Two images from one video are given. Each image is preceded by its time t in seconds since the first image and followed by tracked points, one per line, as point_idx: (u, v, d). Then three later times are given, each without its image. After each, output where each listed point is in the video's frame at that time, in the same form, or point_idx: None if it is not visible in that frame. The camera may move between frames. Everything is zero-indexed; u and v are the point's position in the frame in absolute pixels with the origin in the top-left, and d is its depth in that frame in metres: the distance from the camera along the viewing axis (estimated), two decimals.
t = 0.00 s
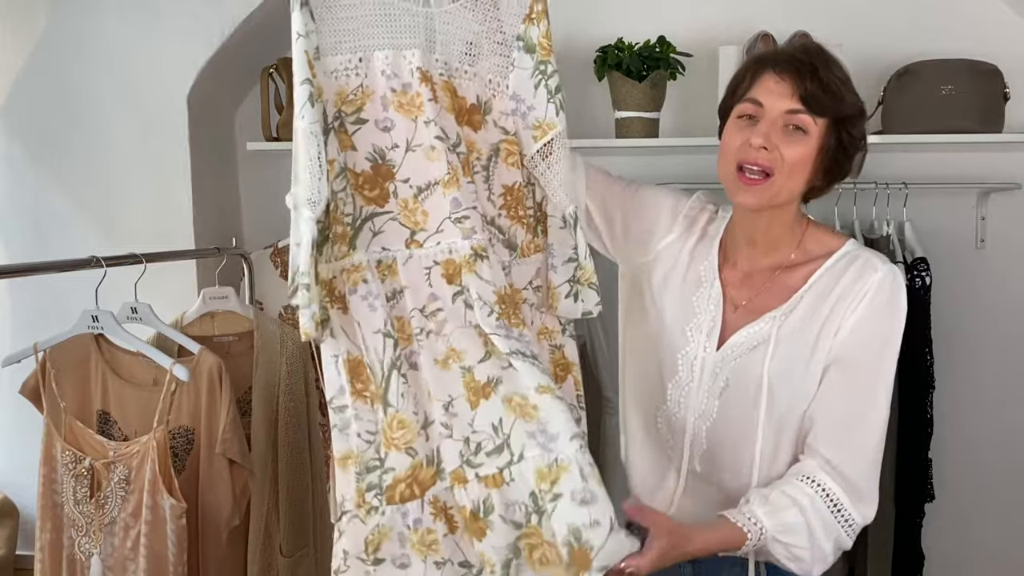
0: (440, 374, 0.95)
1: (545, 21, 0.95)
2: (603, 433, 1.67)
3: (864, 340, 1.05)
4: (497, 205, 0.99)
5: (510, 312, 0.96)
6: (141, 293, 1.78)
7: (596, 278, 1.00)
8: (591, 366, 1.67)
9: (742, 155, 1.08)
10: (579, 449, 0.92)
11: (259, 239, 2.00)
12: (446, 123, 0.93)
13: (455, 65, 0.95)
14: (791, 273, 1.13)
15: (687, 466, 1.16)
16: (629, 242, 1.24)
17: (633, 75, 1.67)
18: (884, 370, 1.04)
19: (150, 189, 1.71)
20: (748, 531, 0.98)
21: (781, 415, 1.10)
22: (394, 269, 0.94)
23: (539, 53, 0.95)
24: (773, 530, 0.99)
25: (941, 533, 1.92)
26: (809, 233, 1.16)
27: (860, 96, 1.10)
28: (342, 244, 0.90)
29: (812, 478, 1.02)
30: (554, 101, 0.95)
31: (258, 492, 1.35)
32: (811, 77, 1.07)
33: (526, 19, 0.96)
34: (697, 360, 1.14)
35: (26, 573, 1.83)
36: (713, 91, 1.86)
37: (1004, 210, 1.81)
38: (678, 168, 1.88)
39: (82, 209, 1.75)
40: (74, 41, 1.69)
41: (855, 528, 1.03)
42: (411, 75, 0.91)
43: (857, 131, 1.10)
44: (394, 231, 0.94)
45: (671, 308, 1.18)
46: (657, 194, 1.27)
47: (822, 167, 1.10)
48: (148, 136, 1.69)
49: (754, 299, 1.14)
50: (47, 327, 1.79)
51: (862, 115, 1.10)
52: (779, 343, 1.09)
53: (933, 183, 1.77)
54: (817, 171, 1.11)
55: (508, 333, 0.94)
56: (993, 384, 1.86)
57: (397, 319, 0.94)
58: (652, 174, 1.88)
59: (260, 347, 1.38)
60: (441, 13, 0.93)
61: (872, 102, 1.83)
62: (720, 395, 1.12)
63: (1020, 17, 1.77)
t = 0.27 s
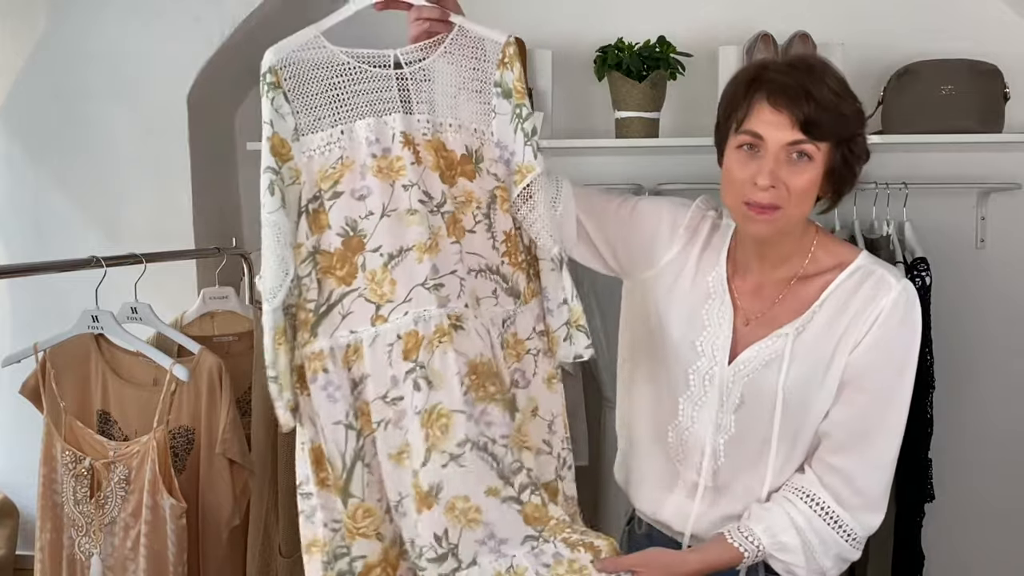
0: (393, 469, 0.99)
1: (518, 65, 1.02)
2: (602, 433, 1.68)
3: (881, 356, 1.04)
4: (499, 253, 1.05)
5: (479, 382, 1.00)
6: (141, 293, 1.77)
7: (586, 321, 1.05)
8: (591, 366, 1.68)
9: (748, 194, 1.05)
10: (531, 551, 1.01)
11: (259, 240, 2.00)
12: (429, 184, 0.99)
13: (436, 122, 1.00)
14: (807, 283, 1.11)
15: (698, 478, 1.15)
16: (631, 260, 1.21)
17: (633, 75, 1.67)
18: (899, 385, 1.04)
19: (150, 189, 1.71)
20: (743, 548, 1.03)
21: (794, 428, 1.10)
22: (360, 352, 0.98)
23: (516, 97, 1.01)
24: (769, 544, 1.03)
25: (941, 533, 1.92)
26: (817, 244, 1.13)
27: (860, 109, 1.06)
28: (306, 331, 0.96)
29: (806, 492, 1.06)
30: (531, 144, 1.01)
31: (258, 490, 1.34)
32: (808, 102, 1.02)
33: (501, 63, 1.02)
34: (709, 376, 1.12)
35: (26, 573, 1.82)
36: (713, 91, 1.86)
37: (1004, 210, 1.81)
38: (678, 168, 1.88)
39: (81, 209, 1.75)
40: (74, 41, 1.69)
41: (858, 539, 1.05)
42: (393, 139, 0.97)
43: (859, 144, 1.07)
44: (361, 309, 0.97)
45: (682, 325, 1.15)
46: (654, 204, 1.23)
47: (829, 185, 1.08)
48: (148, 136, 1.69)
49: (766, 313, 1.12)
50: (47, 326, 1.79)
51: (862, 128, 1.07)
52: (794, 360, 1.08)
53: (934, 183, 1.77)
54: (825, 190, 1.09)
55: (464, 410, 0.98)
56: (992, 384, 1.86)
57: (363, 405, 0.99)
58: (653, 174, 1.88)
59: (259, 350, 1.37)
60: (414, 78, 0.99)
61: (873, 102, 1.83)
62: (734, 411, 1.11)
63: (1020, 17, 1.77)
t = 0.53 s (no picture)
0: (397, 452, 1.03)
1: (517, 67, 1.03)
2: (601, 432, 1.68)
3: (881, 355, 1.04)
4: (473, 253, 1.06)
5: (492, 371, 1.04)
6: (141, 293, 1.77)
7: (537, 330, 1.08)
8: (591, 365, 1.69)
9: (752, 180, 1.04)
10: (537, 538, 1.03)
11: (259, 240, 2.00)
12: (421, 181, 1.01)
13: (433, 116, 1.02)
14: (807, 281, 1.12)
15: (697, 479, 1.14)
16: (631, 257, 1.20)
17: (633, 76, 1.67)
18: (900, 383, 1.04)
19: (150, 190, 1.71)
20: (745, 548, 1.02)
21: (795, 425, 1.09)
22: (350, 339, 1.00)
23: (511, 98, 1.02)
24: (770, 544, 1.02)
25: (941, 533, 1.92)
26: (818, 243, 1.14)
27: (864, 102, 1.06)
28: (291, 315, 0.97)
29: (807, 493, 1.04)
30: (517, 147, 1.02)
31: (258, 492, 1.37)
32: (815, 93, 1.02)
33: (500, 64, 1.03)
34: (708, 373, 1.12)
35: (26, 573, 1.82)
36: (713, 91, 1.86)
37: (1005, 210, 1.82)
38: (678, 169, 1.88)
39: (81, 209, 1.75)
40: (74, 41, 1.69)
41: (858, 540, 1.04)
42: (387, 132, 1.00)
43: (864, 136, 1.07)
44: (352, 297, 1.00)
45: (681, 323, 1.15)
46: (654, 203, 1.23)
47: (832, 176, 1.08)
48: (149, 136, 1.69)
49: (766, 310, 1.12)
50: (48, 327, 1.79)
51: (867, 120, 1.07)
52: (794, 357, 1.07)
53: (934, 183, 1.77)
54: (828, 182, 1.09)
55: (471, 401, 1.04)
56: (992, 384, 1.87)
57: (341, 395, 1.00)
58: (653, 174, 1.88)
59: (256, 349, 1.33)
60: (413, 69, 1.00)
61: (873, 102, 1.83)
62: (734, 408, 1.11)
63: (1020, 17, 1.77)
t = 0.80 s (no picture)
0: (394, 455, 1.03)
1: (520, 74, 1.03)
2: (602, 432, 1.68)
3: (881, 350, 1.04)
4: (488, 255, 1.06)
5: (492, 375, 1.04)
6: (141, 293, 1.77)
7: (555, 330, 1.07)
8: (591, 365, 1.69)
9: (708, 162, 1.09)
10: (537, 540, 1.03)
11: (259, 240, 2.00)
12: (428, 186, 1.01)
13: (442, 122, 1.01)
14: (806, 278, 1.12)
15: (695, 475, 1.13)
16: (634, 258, 1.20)
17: (633, 75, 1.67)
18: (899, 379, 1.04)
19: (150, 189, 1.71)
20: (745, 545, 1.02)
21: (795, 423, 1.09)
22: (356, 341, 1.01)
23: (515, 104, 1.03)
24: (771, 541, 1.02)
25: (941, 533, 1.92)
26: (818, 240, 1.14)
27: (843, 95, 1.02)
28: (307, 317, 0.97)
29: (807, 489, 1.04)
30: (524, 151, 1.02)
31: (258, 493, 1.35)
32: (770, 83, 1.03)
33: (503, 71, 1.03)
34: (708, 369, 1.12)
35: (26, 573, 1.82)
36: (713, 91, 1.86)
37: (1004, 210, 1.82)
38: (679, 169, 1.88)
39: (81, 209, 1.75)
40: (74, 41, 1.69)
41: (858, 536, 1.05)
42: (396, 138, 0.99)
43: (832, 130, 1.02)
44: (361, 299, 1.00)
45: (682, 321, 1.15)
46: (657, 204, 1.23)
47: (799, 171, 1.04)
48: (148, 136, 1.69)
49: (766, 305, 1.12)
50: (48, 327, 1.79)
51: (842, 115, 1.02)
52: (794, 352, 1.07)
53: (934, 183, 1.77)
54: (794, 176, 1.04)
55: (469, 404, 1.04)
56: (993, 384, 1.87)
57: (347, 393, 1.01)
58: (653, 174, 1.88)
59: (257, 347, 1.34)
60: (422, 75, 0.99)
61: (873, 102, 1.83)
62: (734, 404, 1.11)
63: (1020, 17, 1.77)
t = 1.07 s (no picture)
0: (408, 442, 1.02)
1: (532, 73, 1.02)
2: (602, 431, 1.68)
3: (883, 355, 1.02)
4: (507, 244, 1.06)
5: (512, 362, 1.04)
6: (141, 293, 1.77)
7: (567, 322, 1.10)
8: (591, 365, 1.69)
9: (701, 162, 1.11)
10: (528, 532, 1.05)
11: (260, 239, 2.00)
12: (447, 177, 1.01)
13: (457, 115, 1.01)
14: (810, 281, 1.10)
15: (689, 473, 1.13)
16: (642, 257, 1.21)
17: (633, 75, 1.67)
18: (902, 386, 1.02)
19: (150, 189, 1.71)
20: (727, 557, 1.00)
21: (795, 423, 1.08)
22: (380, 326, 1.00)
23: (527, 102, 1.02)
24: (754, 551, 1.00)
25: (941, 533, 1.92)
26: (827, 242, 1.13)
27: (817, 83, 1.01)
28: (329, 301, 0.95)
29: (790, 500, 1.02)
30: (536, 150, 1.03)
31: (258, 494, 1.36)
32: (742, 80, 1.06)
33: (515, 69, 1.03)
34: (708, 364, 1.12)
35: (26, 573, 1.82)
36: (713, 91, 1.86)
37: (1004, 210, 1.82)
38: (678, 169, 1.88)
39: (81, 209, 1.75)
40: (74, 41, 1.69)
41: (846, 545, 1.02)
42: (412, 128, 0.99)
43: (808, 119, 1.01)
44: (384, 286, 1.00)
45: (685, 316, 1.16)
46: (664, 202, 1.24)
47: (782, 161, 1.03)
48: (148, 135, 1.69)
49: (770, 304, 1.12)
50: (48, 327, 1.79)
51: (817, 103, 1.01)
52: (795, 351, 1.06)
53: (934, 183, 1.77)
54: (779, 166, 1.04)
55: (490, 390, 1.04)
56: (993, 383, 1.87)
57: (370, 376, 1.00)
58: (654, 174, 1.88)
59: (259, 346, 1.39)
60: (437, 68, 0.99)
61: (873, 102, 1.83)
62: (733, 401, 1.10)
63: (1020, 17, 1.77)
